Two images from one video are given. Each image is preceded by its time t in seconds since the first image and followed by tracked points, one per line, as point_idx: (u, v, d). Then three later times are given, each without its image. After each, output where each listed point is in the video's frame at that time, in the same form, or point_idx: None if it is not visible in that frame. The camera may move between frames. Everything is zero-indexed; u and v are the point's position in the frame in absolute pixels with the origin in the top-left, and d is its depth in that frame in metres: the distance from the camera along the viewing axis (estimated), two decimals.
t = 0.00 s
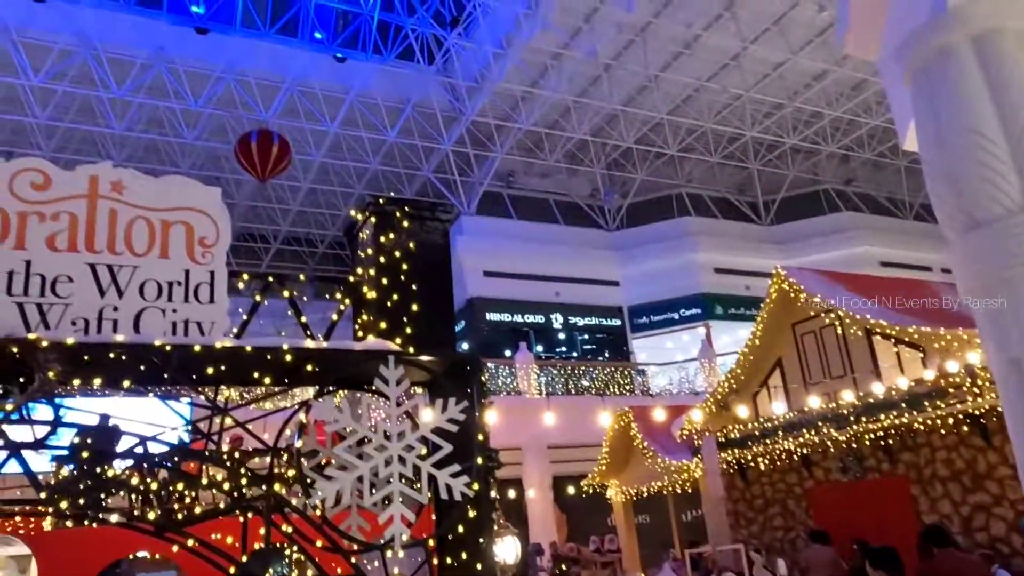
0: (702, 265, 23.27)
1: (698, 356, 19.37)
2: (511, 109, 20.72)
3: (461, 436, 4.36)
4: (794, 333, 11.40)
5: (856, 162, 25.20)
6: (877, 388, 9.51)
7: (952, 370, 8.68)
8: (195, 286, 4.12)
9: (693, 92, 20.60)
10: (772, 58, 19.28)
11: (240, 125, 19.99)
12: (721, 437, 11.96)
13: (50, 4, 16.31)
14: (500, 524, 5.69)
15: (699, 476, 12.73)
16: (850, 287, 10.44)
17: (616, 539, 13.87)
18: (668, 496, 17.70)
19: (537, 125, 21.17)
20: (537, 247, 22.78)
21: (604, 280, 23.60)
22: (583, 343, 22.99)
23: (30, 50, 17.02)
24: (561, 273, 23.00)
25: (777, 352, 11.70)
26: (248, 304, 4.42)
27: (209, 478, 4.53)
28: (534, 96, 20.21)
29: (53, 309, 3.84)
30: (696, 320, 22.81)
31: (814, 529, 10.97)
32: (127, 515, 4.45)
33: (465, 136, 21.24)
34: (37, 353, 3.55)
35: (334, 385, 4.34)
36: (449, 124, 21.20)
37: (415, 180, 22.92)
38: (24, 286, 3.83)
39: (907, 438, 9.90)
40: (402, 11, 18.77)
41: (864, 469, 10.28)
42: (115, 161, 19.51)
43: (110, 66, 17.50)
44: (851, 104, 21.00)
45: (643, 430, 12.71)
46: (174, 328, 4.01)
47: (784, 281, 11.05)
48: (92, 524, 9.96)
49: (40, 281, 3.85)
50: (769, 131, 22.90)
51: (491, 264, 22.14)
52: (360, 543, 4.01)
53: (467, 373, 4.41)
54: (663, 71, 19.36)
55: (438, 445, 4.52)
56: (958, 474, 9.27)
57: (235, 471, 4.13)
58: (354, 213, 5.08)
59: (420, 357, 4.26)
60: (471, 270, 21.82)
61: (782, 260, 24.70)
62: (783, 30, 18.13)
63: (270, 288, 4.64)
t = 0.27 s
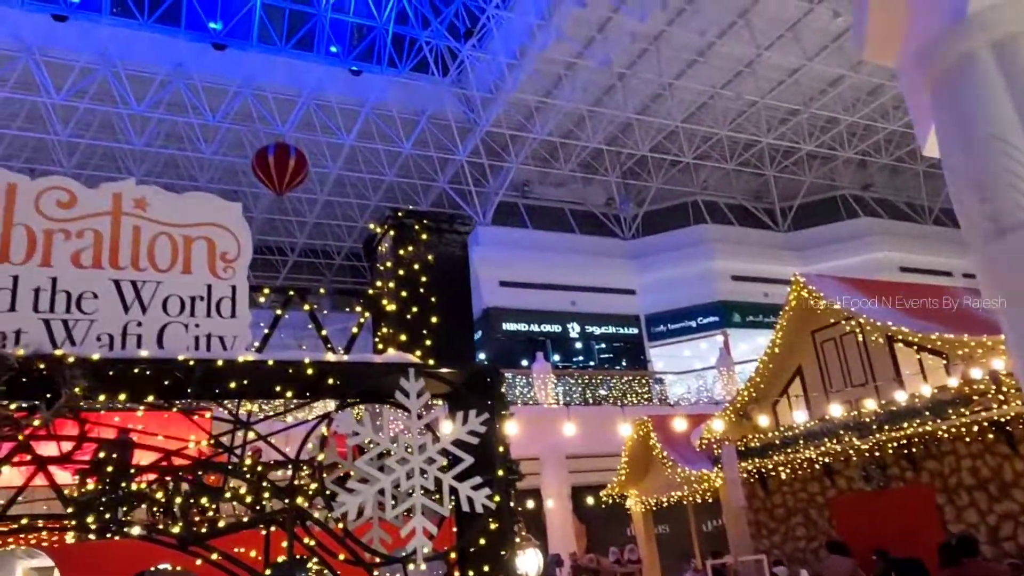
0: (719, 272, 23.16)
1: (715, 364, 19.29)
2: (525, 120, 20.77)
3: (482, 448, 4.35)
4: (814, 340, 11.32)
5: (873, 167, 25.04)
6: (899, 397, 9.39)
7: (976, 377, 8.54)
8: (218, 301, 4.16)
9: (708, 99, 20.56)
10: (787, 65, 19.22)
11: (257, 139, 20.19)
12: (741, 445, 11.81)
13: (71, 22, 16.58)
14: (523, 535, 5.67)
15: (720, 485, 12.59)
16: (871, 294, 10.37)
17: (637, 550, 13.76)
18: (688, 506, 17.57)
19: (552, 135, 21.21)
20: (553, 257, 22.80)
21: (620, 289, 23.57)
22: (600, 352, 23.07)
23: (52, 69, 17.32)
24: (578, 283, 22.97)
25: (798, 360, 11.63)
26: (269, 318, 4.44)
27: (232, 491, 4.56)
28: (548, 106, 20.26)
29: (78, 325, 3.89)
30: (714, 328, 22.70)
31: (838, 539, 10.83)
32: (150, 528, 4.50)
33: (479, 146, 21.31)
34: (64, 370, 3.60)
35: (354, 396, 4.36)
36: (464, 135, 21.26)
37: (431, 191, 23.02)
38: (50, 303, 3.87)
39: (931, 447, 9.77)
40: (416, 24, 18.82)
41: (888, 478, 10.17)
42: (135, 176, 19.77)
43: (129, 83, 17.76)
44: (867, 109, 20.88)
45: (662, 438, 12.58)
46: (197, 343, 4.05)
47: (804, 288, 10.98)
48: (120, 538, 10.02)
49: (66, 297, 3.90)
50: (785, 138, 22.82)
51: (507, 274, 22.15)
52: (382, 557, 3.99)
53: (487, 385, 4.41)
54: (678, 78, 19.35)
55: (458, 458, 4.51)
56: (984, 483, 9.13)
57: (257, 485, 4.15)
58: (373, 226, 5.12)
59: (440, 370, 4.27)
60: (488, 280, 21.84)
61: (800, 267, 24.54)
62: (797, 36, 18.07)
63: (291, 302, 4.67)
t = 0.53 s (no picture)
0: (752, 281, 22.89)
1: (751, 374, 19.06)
2: (553, 133, 20.82)
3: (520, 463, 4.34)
4: (853, 347, 11.13)
5: (908, 170, 24.66)
6: (944, 404, 9.15)
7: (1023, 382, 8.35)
8: (257, 320, 4.22)
9: (736, 107, 20.43)
10: (816, 69, 19.03)
11: (289, 159, 20.51)
12: (779, 454, 11.48)
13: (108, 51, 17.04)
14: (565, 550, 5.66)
15: (759, 496, 12.40)
16: (910, 299, 10.10)
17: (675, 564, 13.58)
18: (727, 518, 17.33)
19: (580, 147, 21.22)
20: (583, 268, 22.77)
21: (651, 299, 23.44)
22: (633, 363, 22.93)
23: (91, 97, 17.81)
24: (609, 294, 22.88)
25: (837, 368, 11.40)
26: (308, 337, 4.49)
27: (274, 510, 4.60)
28: (575, 118, 20.31)
29: (122, 347, 3.97)
30: (748, 337, 22.39)
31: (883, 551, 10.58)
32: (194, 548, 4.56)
33: (508, 160, 21.42)
34: (110, 392, 3.69)
35: (392, 413, 4.39)
36: (492, 149, 21.36)
37: (460, 206, 23.15)
38: (95, 325, 3.96)
39: (978, 454, 9.61)
40: (442, 41, 18.98)
41: (934, 486, 10.07)
42: (171, 199, 20.20)
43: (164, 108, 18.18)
44: (900, 112, 20.58)
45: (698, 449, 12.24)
46: (238, 363, 4.11)
47: (840, 294, 10.76)
48: (162, 556, 10.15)
49: (111, 320, 3.98)
50: (816, 143, 22.58)
51: (538, 286, 22.09)
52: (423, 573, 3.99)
53: (524, 399, 4.41)
54: (705, 87, 19.26)
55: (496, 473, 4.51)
56: None
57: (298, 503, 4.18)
58: (407, 243, 5.18)
59: (477, 385, 4.28)
60: (518, 293, 21.75)
61: (835, 273, 24.17)
62: (825, 40, 17.88)
63: (329, 320, 4.72)
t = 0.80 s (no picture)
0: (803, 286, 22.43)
1: (806, 382, 18.58)
2: (595, 145, 20.79)
3: (577, 478, 4.33)
4: (913, 350, 10.73)
5: (963, 167, 23.94)
6: (1014, 409, 8.81)
7: None
8: (314, 342, 4.30)
9: (780, 110, 20.15)
10: (862, 69, 18.66)
11: (336, 181, 20.92)
12: (840, 466, 11.03)
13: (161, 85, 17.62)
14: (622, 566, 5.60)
15: (820, 507, 12.07)
16: (971, 299, 9.73)
17: None
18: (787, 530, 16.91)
19: (622, 157, 21.14)
20: (630, 279, 22.63)
21: (700, 308, 23.16)
22: (683, 372, 22.37)
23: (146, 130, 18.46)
24: (656, 305, 22.69)
25: (897, 373, 11.04)
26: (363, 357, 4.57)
27: (335, 528, 4.67)
28: (616, 130, 20.27)
29: (187, 372, 4.09)
30: (802, 343, 21.81)
31: (954, 562, 10.23)
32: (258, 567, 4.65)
33: (550, 174, 21.46)
34: (177, 415, 3.82)
35: (447, 430, 4.43)
36: (534, 164, 21.43)
37: (504, 221, 23.27)
38: (160, 352, 4.09)
39: None
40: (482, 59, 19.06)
41: (1006, 495, 9.64)
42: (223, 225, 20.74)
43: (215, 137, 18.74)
44: (952, 108, 20.02)
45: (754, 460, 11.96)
46: (296, 385, 4.20)
47: (897, 297, 10.48)
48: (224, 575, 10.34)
49: (175, 346, 4.11)
50: (865, 144, 22.11)
51: (585, 299, 22.05)
52: None
53: (579, 414, 4.41)
54: (748, 91, 19.03)
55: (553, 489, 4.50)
56: None
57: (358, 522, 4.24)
58: (458, 261, 5.26)
59: (531, 401, 4.29)
60: (565, 306, 21.75)
61: (890, 275, 23.52)
62: (871, 38, 17.52)
63: (383, 340, 4.79)
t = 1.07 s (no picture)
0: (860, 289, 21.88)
1: (868, 387, 18.09)
2: (640, 154, 20.67)
3: (638, 491, 4.31)
4: (982, 352, 10.11)
5: None
6: None
7: None
8: (372, 361, 4.38)
9: (829, 111, 19.79)
10: (913, 64, 18.21)
11: (384, 201, 21.27)
12: (909, 475, 10.79)
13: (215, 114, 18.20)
14: None
15: (888, 516, 11.72)
16: None
17: None
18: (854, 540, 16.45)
19: (668, 165, 21.00)
20: (681, 288, 22.40)
21: (753, 315, 22.80)
22: (739, 381, 22.09)
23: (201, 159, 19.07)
24: (709, 313, 22.40)
25: (966, 374, 10.47)
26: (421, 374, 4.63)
27: (398, 544, 4.73)
28: (661, 138, 20.17)
29: (251, 393, 4.20)
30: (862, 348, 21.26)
31: None
32: None
33: (596, 185, 21.41)
34: (245, 436, 3.96)
35: (506, 444, 4.47)
36: (579, 176, 21.38)
37: (552, 234, 23.28)
38: (226, 374, 4.21)
39: None
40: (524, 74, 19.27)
41: None
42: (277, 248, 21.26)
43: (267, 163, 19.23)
44: (1011, 100, 19.39)
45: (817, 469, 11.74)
46: (357, 404, 4.28)
47: (961, 298, 10.11)
48: None
49: (240, 369, 4.23)
50: (920, 141, 21.55)
51: (636, 310, 21.90)
52: None
53: (637, 426, 4.39)
54: (795, 93, 18.75)
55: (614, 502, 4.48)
56: None
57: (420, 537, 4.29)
58: (510, 277, 5.34)
59: (589, 414, 4.29)
60: (616, 317, 21.63)
61: (953, 275, 22.80)
62: (922, 33, 17.08)
63: (439, 357, 4.84)
